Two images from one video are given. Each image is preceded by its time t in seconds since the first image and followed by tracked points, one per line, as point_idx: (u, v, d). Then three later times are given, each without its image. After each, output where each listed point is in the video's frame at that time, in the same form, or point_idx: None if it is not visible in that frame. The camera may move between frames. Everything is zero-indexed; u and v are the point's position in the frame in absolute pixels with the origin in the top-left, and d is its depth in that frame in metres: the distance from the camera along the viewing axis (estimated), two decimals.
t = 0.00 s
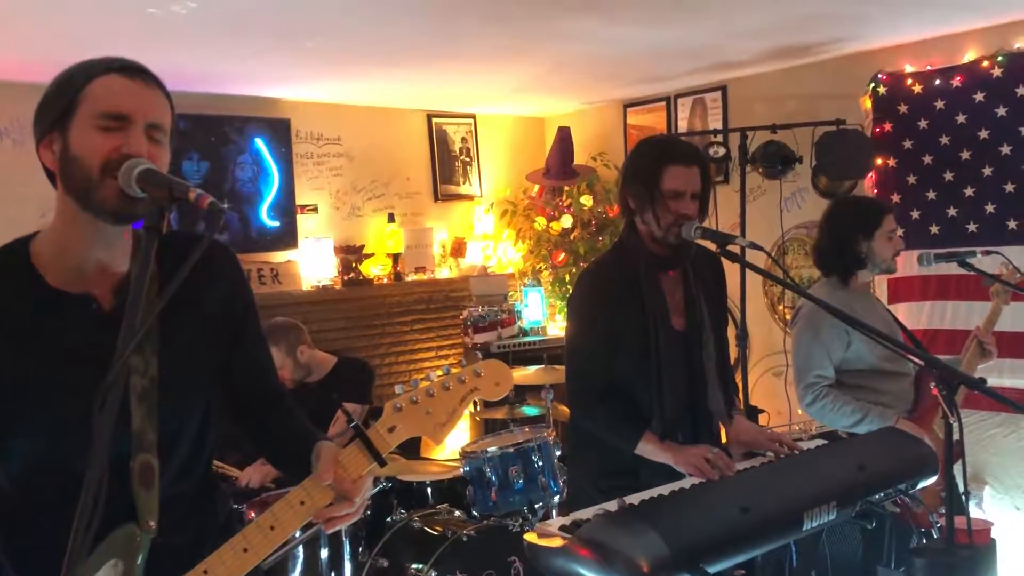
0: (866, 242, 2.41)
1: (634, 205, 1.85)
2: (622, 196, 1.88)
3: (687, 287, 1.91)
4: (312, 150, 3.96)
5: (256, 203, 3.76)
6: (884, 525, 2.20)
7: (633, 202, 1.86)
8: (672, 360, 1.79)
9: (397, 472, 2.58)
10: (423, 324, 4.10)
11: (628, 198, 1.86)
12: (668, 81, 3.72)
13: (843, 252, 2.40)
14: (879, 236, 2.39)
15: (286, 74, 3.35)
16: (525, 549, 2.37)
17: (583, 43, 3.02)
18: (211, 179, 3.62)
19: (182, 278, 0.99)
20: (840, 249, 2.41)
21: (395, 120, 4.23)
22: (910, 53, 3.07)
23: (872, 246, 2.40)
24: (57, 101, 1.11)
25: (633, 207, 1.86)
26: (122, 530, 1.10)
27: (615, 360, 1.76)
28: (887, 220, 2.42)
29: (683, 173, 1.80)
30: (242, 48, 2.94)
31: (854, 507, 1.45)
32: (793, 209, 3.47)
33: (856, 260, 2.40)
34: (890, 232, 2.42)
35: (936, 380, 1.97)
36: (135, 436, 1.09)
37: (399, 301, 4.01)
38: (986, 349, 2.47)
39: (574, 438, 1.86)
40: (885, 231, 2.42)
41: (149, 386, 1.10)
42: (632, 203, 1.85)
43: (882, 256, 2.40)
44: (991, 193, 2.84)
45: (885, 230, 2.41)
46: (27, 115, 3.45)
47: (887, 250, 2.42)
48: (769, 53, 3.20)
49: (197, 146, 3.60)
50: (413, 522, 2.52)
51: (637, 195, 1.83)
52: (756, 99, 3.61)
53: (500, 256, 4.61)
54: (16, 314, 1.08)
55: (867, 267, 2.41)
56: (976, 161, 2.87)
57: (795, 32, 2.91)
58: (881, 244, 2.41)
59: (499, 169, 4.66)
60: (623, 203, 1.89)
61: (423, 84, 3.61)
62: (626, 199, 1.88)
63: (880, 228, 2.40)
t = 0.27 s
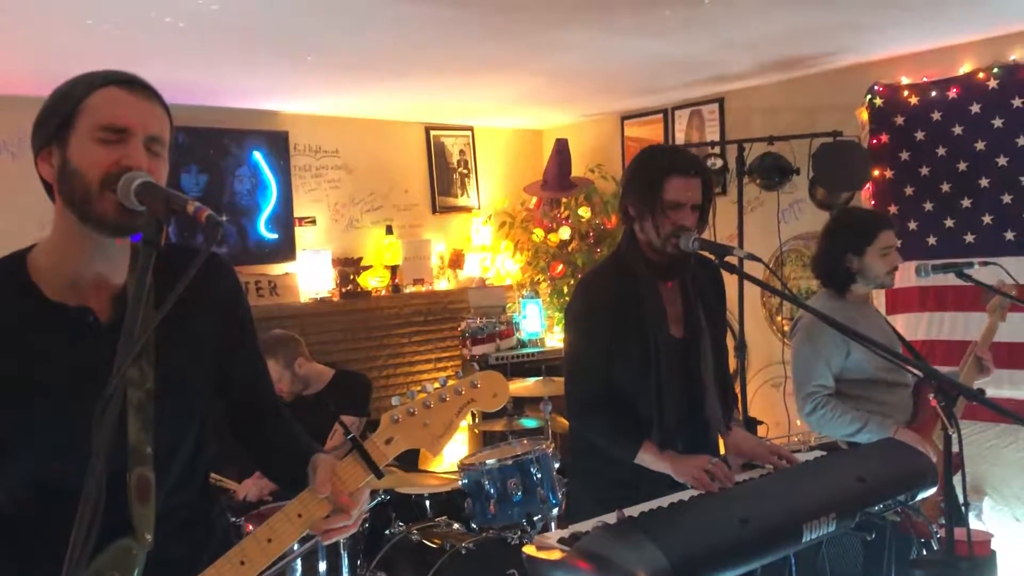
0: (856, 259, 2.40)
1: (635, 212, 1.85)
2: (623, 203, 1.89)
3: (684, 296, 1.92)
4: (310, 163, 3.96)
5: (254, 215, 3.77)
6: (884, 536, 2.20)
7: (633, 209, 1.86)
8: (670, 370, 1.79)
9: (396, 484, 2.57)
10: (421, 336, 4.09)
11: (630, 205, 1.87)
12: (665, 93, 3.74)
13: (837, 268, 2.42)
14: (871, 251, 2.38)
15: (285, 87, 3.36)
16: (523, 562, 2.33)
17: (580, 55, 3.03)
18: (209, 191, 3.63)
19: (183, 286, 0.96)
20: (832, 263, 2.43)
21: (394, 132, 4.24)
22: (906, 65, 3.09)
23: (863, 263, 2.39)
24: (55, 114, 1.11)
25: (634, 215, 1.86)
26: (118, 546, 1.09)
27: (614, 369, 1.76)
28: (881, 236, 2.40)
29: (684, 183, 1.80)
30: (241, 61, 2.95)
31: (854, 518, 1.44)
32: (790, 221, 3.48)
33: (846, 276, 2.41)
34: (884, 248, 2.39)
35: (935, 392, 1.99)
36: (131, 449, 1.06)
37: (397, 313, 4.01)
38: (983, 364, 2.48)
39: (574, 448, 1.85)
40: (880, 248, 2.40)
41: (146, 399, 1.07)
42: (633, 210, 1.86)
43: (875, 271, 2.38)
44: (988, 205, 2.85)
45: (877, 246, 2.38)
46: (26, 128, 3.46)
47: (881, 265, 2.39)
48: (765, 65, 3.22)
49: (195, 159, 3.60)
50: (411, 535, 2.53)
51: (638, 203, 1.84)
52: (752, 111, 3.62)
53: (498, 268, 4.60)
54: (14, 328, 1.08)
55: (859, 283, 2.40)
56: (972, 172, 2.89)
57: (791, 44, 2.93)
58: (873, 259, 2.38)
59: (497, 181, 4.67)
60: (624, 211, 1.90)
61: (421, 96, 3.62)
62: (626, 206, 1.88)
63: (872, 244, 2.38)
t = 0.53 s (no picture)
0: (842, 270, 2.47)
1: (634, 225, 1.85)
2: (622, 217, 1.88)
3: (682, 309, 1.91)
4: (309, 178, 3.97)
5: (253, 230, 3.77)
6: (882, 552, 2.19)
7: (632, 222, 1.85)
8: (666, 384, 1.79)
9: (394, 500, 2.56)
10: (420, 351, 4.09)
11: (629, 219, 1.86)
12: (663, 108, 3.75)
13: (828, 281, 2.50)
14: (853, 263, 2.42)
15: (284, 102, 3.37)
16: None
17: (578, 71, 3.05)
18: (208, 206, 3.63)
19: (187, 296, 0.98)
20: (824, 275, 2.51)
21: (392, 147, 4.25)
22: (903, 81, 3.10)
23: (849, 274, 2.45)
24: (55, 132, 1.11)
25: (633, 228, 1.85)
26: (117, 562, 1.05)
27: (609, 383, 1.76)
28: (864, 249, 2.45)
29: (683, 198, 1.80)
30: (241, 77, 2.96)
31: (853, 535, 1.43)
32: (788, 235, 3.48)
33: (836, 290, 2.48)
34: (867, 260, 2.44)
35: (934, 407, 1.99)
36: (128, 465, 1.06)
37: (397, 327, 4.01)
38: (980, 386, 2.47)
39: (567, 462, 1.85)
40: (861, 260, 2.44)
41: (146, 413, 1.08)
42: (631, 223, 1.85)
43: (860, 284, 2.41)
44: (985, 220, 2.86)
45: (859, 257, 2.43)
46: (25, 143, 3.46)
47: (865, 278, 2.43)
48: (762, 81, 3.24)
49: (194, 174, 3.61)
50: (410, 550, 2.52)
51: (637, 216, 1.83)
52: (750, 126, 3.63)
53: (497, 282, 4.62)
54: (15, 344, 1.08)
55: (848, 296, 2.45)
56: (970, 187, 2.90)
57: (788, 60, 2.95)
58: (859, 273, 2.43)
59: (496, 196, 4.68)
60: (623, 225, 1.89)
61: (420, 111, 3.63)
62: (625, 219, 1.87)
63: (854, 256, 2.44)
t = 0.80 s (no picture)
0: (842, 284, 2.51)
1: (628, 242, 1.86)
2: (616, 235, 1.89)
3: (677, 327, 1.91)
4: (307, 196, 3.98)
5: (251, 248, 3.77)
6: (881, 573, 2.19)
7: (626, 239, 1.87)
8: (662, 401, 1.79)
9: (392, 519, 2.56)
10: (418, 369, 4.08)
11: (623, 236, 1.87)
12: (660, 126, 3.77)
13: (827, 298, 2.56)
14: (851, 278, 2.47)
15: (283, 120, 3.38)
16: None
17: (576, 90, 3.06)
18: (207, 224, 3.64)
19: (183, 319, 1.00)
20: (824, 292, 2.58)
21: (391, 165, 4.26)
22: (899, 99, 3.11)
23: (848, 289, 2.50)
24: (55, 155, 1.12)
25: (627, 245, 1.87)
26: None
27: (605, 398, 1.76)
28: (861, 262, 2.50)
29: (676, 215, 1.81)
30: (240, 96, 2.97)
31: (852, 554, 1.41)
32: (786, 252, 3.49)
33: (836, 304, 2.53)
34: (864, 273, 2.48)
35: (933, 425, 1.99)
36: (127, 485, 1.01)
37: (395, 344, 4.00)
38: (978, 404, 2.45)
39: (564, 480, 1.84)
40: (858, 274, 2.49)
41: (144, 432, 1.03)
42: (626, 241, 1.87)
43: (860, 299, 2.46)
44: (982, 237, 2.87)
45: (856, 271, 2.48)
46: (24, 162, 3.47)
47: (863, 292, 2.47)
48: (759, 99, 3.25)
49: (193, 192, 3.62)
50: (407, 570, 2.47)
51: (631, 233, 1.84)
52: (747, 144, 3.65)
53: (495, 300, 4.58)
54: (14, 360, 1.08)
55: (846, 311, 2.50)
56: (967, 205, 2.90)
57: (785, 78, 2.96)
58: (856, 287, 2.47)
59: (494, 213, 4.69)
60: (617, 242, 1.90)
61: (418, 130, 3.65)
62: (620, 237, 1.89)
63: (852, 270, 2.49)
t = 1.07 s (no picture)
0: (847, 299, 2.53)
1: (621, 262, 1.88)
2: (610, 255, 1.91)
3: (674, 346, 1.91)
4: (305, 216, 3.98)
5: (249, 269, 3.77)
6: None
7: (620, 260, 1.88)
8: (660, 419, 1.78)
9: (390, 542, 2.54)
10: (417, 390, 4.07)
11: (618, 256, 1.89)
12: (657, 145, 3.78)
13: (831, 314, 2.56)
14: (856, 291, 2.50)
15: (281, 142, 3.39)
16: None
17: (573, 109, 3.08)
18: (205, 245, 3.63)
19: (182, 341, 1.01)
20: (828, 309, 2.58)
21: (389, 185, 4.27)
22: (896, 117, 3.12)
23: (853, 303, 2.51)
24: (50, 179, 1.11)
25: (621, 265, 1.88)
26: None
27: (604, 417, 1.75)
28: (866, 275, 2.53)
29: (667, 234, 1.83)
30: (238, 117, 2.98)
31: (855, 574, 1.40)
32: (785, 270, 3.49)
33: (840, 320, 2.53)
34: (869, 285, 2.50)
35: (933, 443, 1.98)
36: (126, 508, 1.04)
37: (395, 364, 3.99)
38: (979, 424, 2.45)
39: (563, 502, 1.82)
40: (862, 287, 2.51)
41: (141, 454, 1.06)
42: (620, 261, 1.88)
43: (865, 312, 2.47)
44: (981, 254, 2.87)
45: (861, 285, 2.50)
46: (23, 184, 3.47)
47: (869, 305, 2.48)
48: (756, 118, 3.27)
49: (191, 213, 3.62)
50: None
51: (624, 255, 1.86)
52: (745, 163, 3.66)
53: (493, 319, 4.61)
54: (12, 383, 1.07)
55: (853, 324, 2.50)
56: (965, 222, 2.91)
57: (781, 97, 2.98)
58: (861, 300, 2.49)
59: (492, 232, 4.69)
60: (610, 262, 1.92)
61: (416, 150, 3.66)
62: (614, 257, 1.90)
63: (855, 284, 2.51)
